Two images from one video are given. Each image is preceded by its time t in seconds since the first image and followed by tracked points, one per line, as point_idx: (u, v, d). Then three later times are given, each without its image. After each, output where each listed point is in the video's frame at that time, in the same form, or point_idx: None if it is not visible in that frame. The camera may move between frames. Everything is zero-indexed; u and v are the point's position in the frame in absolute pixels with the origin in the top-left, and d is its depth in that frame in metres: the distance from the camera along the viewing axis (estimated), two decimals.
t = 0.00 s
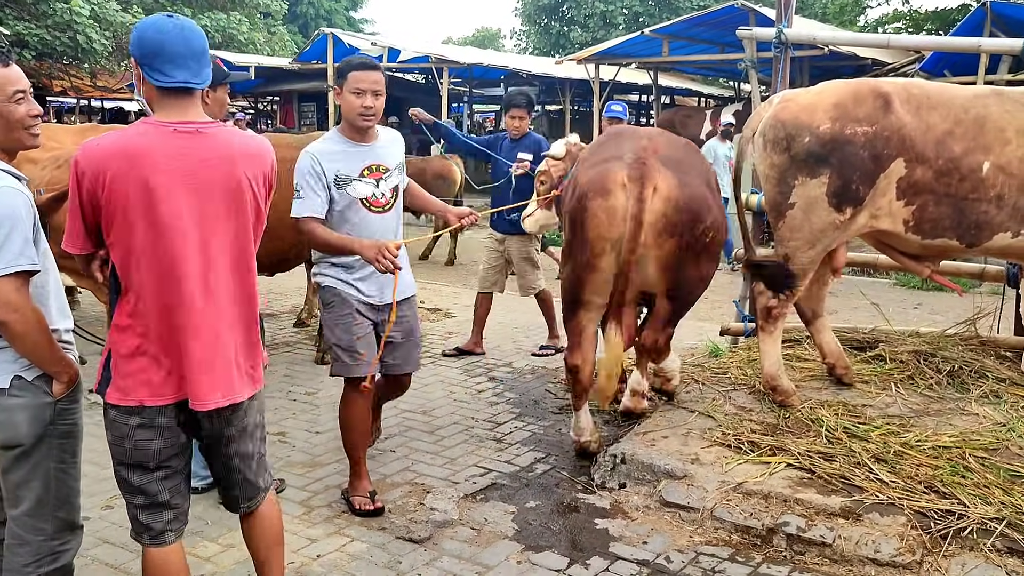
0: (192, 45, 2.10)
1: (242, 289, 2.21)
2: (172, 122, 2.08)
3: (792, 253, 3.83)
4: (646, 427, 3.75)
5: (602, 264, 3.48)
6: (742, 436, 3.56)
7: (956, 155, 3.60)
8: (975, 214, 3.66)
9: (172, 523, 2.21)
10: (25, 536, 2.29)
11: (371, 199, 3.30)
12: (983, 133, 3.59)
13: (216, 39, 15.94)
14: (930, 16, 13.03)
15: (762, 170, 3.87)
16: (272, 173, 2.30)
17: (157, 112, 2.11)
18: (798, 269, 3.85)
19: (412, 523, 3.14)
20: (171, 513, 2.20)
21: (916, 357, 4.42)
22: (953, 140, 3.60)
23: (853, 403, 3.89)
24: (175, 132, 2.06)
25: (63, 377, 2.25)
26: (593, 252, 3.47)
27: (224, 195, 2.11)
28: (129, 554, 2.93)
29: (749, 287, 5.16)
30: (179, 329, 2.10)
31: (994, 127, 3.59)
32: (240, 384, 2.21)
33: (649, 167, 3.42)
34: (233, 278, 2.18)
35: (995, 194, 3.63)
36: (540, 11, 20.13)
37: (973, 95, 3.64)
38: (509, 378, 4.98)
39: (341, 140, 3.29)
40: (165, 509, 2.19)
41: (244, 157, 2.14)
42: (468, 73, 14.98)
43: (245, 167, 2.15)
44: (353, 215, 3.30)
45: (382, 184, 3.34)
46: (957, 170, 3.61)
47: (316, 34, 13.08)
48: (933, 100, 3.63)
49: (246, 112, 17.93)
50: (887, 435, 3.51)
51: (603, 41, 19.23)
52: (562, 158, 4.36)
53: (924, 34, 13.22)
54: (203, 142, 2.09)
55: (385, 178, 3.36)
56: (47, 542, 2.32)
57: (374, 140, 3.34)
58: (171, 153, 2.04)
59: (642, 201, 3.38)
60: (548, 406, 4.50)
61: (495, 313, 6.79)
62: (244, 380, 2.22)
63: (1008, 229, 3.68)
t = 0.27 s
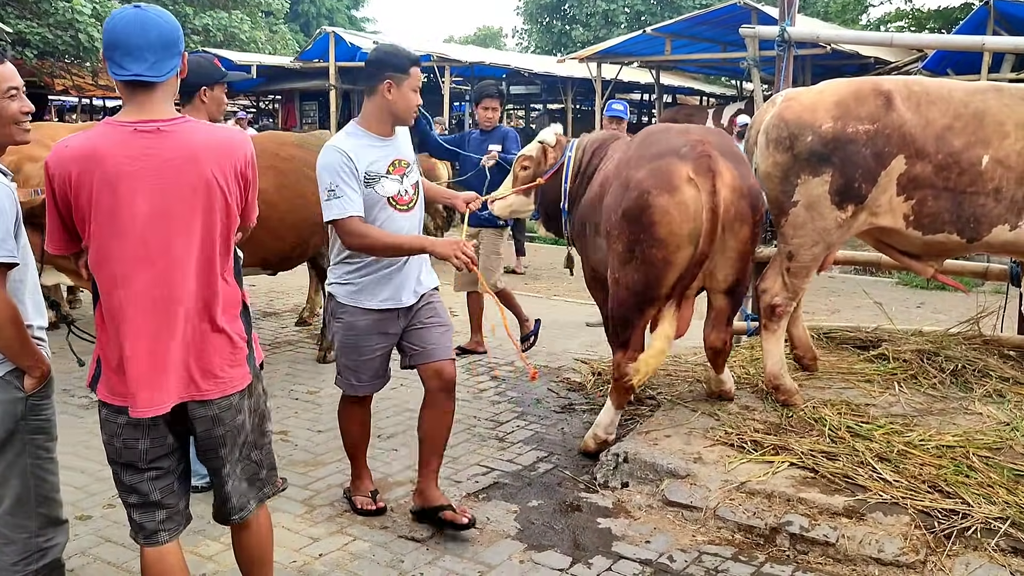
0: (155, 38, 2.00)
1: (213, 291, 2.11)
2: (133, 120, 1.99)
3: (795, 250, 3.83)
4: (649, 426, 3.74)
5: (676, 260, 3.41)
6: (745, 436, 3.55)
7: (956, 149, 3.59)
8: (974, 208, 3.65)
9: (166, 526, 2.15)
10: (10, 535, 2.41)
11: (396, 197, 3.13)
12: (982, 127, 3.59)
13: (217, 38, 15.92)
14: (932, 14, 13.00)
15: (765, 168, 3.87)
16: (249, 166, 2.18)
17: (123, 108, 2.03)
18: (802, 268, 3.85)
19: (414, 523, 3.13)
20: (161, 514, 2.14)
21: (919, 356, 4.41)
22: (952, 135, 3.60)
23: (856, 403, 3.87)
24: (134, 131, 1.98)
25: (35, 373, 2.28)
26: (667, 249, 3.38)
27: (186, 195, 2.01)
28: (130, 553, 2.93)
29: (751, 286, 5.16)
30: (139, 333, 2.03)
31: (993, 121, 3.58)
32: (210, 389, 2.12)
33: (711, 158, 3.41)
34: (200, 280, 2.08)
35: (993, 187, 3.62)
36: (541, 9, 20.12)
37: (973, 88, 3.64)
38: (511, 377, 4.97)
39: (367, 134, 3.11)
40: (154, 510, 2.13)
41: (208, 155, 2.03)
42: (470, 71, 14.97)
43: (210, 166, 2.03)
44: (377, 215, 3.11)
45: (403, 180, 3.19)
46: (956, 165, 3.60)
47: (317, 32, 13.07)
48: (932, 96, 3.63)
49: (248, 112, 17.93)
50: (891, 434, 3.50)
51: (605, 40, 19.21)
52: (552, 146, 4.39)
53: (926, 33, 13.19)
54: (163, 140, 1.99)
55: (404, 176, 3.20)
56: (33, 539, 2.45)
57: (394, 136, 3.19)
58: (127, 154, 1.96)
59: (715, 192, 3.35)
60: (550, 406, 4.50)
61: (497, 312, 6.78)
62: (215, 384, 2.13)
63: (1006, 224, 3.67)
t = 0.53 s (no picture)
0: (127, 37, 2.00)
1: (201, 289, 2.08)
2: (115, 120, 1.99)
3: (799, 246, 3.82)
4: (650, 425, 3.74)
5: (688, 264, 3.43)
6: (746, 435, 3.55)
7: (956, 148, 3.55)
8: (973, 207, 3.59)
9: (163, 526, 2.15)
10: None
11: (447, 214, 2.77)
12: (983, 128, 3.54)
13: (218, 37, 15.91)
14: (934, 14, 12.98)
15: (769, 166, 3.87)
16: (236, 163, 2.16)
17: (104, 107, 2.05)
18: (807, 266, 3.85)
19: (414, 522, 3.13)
20: (159, 514, 2.14)
21: (920, 356, 4.40)
22: (953, 135, 3.55)
23: (858, 402, 3.86)
24: (115, 131, 1.97)
25: None
26: (676, 253, 3.40)
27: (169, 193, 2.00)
28: (130, 551, 2.93)
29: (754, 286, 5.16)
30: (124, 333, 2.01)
31: (995, 121, 3.53)
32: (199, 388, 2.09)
33: (723, 161, 3.33)
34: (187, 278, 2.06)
35: (994, 187, 3.55)
36: (542, 8, 20.10)
37: (976, 88, 3.59)
38: (511, 376, 4.97)
39: (420, 142, 2.75)
40: (153, 510, 2.13)
41: (190, 152, 2.01)
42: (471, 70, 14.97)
43: (193, 163, 2.02)
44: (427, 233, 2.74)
45: (452, 196, 2.84)
46: (955, 164, 3.56)
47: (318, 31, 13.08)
48: (935, 95, 3.59)
49: (249, 111, 17.93)
50: (892, 433, 3.49)
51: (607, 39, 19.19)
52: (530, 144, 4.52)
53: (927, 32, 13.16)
54: (145, 138, 1.98)
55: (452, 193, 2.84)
56: (12, 539, 2.30)
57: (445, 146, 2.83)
58: (108, 154, 1.95)
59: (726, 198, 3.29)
60: (551, 405, 4.49)
61: (498, 311, 6.78)
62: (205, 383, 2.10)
63: (1008, 221, 3.58)
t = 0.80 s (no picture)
0: (126, 37, 1.99)
1: (196, 290, 2.08)
2: (111, 118, 1.99)
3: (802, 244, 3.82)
4: (649, 424, 3.74)
5: (691, 259, 3.43)
6: (745, 434, 3.55)
7: (963, 155, 3.60)
8: (982, 214, 3.67)
9: (160, 527, 2.15)
10: None
11: (498, 205, 2.48)
12: (993, 135, 3.59)
13: (218, 36, 15.88)
14: (934, 13, 12.96)
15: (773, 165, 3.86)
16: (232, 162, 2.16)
17: (100, 106, 2.04)
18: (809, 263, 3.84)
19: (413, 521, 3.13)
20: (154, 515, 2.14)
21: (920, 355, 4.40)
22: (962, 141, 3.59)
23: (858, 401, 3.86)
24: (111, 129, 1.97)
25: None
26: (678, 247, 3.40)
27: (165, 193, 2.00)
28: (128, 550, 2.92)
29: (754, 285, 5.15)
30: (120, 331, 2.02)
31: (1005, 129, 3.59)
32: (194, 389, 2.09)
33: (718, 155, 3.37)
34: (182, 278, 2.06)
35: (1003, 197, 3.64)
36: (543, 7, 20.09)
37: (988, 93, 3.63)
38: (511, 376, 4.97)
39: (468, 127, 2.45)
40: (147, 511, 2.13)
41: (186, 151, 2.01)
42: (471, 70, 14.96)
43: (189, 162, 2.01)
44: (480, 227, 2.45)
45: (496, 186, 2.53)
46: (964, 169, 3.61)
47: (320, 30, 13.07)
48: (945, 98, 3.62)
49: (248, 110, 17.92)
50: (891, 432, 3.49)
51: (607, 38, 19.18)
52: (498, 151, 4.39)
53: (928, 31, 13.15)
54: (142, 137, 1.98)
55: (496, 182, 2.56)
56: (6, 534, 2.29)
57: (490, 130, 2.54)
58: (103, 152, 1.96)
59: (718, 190, 3.32)
60: (550, 404, 4.49)
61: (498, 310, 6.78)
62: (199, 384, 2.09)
63: (1013, 230, 3.70)
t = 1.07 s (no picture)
0: (126, 34, 2.00)
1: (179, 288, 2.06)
2: (98, 114, 1.99)
3: (803, 242, 3.81)
4: (648, 421, 3.74)
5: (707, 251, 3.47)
6: (743, 432, 3.55)
7: (972, 158, 3.59)
8: (988, 215, 3.67)
9: (150, 526, 2.17)
10: None
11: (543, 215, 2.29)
12: (1003, 136, 3.57)
13: (218, 34, 15.86)
14: (935, 11, 12.95)
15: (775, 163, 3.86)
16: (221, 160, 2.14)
17: (92, 101, 2.05)
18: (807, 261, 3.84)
19: (411, 517, 3.14)
20: (145, 514, 2.16)
21: (919, 353, 4.41)
22: (970, 144, 3.58)
23: (856, 399, 3.87)
24: (96, 125, 1.98)
25: None
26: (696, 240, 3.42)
27: (147, 189, 1.99)
28: (126, 547, 2.93)
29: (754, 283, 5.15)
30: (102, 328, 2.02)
31: (1015, 129, 3.56)
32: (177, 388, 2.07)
33: (734, 146, 3.47)
34: (165, 277, 2.04)
35: (1011, 197, 3.63)
36: (543, 6, 20.08)
37: (998, 93, 3.58)
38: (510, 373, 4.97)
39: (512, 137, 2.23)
40: (139, 511, 2.15)
41: (171, 148, 2.00)
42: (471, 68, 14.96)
43: (173, 159, 2.00)
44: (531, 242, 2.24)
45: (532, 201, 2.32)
46: (972, 172, 3.61)
47: (320, 28, 13.07)
48: (952, 100, 3.61)
49: (248, 107, 17.90)
50: (889, 430, 3.50)
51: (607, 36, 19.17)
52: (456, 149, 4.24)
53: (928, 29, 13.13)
54: (127, 133, 1.98)
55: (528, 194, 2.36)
56: None
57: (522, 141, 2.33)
58: (87, 148, 1.96)
59: (733, 181, 3.45)
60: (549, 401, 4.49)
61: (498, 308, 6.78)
62: (181, 382, 2.07)
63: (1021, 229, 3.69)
